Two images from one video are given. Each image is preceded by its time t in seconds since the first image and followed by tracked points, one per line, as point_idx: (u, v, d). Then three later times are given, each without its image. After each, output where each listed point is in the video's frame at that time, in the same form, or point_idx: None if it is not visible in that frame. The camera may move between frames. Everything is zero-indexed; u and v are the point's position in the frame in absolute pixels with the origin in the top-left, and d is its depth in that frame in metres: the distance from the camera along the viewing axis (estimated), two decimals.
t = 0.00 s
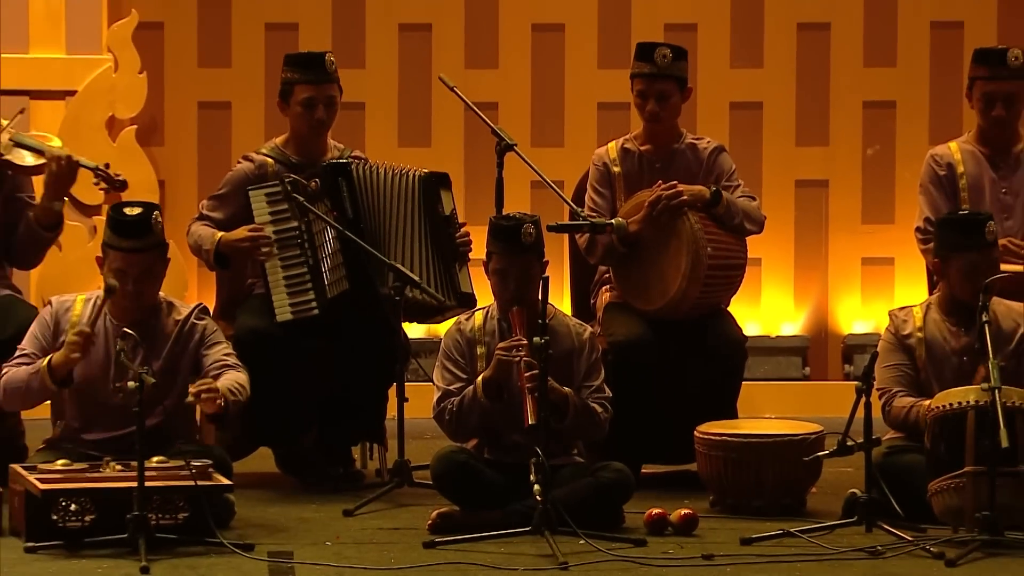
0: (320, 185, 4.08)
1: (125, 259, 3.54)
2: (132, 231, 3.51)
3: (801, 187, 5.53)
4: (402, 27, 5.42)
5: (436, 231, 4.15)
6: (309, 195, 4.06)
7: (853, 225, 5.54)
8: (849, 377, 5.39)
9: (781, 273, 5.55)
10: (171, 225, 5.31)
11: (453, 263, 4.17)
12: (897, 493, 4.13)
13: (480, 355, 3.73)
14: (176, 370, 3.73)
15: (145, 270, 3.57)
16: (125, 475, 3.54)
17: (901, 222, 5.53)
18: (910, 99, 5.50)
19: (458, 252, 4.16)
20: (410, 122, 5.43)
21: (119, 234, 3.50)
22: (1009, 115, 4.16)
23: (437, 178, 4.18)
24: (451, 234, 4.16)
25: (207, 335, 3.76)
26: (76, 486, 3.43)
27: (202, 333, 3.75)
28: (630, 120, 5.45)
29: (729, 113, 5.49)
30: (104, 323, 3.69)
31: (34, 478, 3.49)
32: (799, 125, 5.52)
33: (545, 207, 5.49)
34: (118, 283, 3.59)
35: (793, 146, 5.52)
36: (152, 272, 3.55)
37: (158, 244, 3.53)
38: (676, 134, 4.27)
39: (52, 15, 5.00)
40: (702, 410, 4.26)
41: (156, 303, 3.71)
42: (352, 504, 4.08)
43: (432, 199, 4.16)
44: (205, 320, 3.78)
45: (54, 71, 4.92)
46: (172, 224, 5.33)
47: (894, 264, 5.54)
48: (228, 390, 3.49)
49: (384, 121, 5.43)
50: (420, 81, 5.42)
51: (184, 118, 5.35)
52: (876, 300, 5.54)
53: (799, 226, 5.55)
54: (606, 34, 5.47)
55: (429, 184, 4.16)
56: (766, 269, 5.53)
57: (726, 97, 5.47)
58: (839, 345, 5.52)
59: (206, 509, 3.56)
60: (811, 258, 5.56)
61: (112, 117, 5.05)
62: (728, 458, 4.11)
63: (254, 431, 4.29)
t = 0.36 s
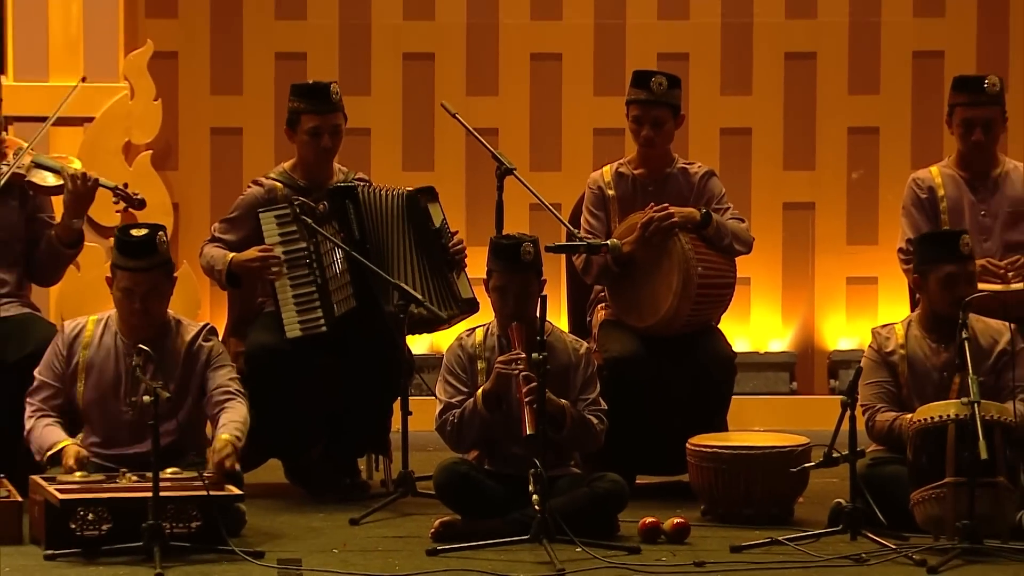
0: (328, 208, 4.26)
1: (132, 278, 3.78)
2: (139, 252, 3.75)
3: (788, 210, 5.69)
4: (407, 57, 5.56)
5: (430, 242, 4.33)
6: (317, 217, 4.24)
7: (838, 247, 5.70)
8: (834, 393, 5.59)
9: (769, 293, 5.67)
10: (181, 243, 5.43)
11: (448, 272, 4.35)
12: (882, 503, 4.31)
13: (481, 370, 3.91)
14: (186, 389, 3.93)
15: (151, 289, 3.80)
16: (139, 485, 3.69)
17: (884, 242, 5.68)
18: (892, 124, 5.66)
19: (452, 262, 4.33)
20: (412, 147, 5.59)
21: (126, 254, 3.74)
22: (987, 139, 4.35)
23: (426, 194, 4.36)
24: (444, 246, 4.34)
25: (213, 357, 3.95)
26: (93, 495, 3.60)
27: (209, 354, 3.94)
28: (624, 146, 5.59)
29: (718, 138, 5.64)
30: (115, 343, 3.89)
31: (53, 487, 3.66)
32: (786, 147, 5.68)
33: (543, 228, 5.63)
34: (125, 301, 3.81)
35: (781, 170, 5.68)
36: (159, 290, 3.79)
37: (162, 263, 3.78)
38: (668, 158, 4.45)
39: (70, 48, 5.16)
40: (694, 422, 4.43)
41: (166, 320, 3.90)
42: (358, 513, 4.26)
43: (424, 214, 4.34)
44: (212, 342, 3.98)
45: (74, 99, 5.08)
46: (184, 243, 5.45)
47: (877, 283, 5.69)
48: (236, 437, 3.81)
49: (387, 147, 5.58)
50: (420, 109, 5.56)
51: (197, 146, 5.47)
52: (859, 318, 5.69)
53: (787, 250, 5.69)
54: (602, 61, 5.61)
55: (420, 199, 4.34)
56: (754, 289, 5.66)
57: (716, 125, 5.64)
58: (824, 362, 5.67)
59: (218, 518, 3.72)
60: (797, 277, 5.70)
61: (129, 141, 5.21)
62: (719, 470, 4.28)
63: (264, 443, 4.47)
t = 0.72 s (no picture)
0: (339, 224, 4.48)
1: (152, 288, 4.02)
2: (157, 262, 3.99)
3: (776, 227, 5.78)
4: (413, 81, 5.68)
5: (428, 252, 4.53)
6: (327, 232, 4.45)
7: (823, 260, 5.78)
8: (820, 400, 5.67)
9: (757, 306, 5.78)
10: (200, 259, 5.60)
11: (445, 280, 4.55)
12: (865, 506, 4.53)
13: (483, 378, 4.13)
14: (204, 394, 4.14)
15: (168, 298, 4.03)
16: (157, 489, 3.92)
17: (868, 257, 5.76)
18: (876, 142, 5.75)
19: (449, 270, 4.53)
20: (417, 163, 5.70)
21: (144, 264, 3.98)
22: (965, 158, 4.57)
23: (422, 206, 4.56)
24: (441, 255, 4.54)
25: (231, 361, 4.17)
26: (114, 499, 3.84)
27: (226, 360, 4.16)
28: (621, 164, 5.72)
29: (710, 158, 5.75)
30: (135, 352, 4.11)
31: (76, 491, 3.90)
32: (776, 166, 5.76)
33: (543, 243, 5.78)
34: (145, 310, 4.04)
35: (769, 188, 5.77)
36: (176, 298, 4.02)
37: (179, 272, 4.00)
38: (662, 177, 4.66)
39: (93, 71, 5.36)
40: (686, 428, 4.66)
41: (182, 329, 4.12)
42: (367, 515, 4.48)
43: (421, 226, 4.55)
44: (229, 348, 4.19)
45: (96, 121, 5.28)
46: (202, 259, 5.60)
47: (862, 296, 5.77)
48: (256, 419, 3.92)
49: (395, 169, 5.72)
50: (427, 132, 5.69)
51: (213, 165, 5.62)
52: (845, 329, 5.78)
53: (774, 264, 5.79)
54: (600, 84, 5.72)
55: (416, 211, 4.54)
56: (744, 302, 5.77)
57: (707, 143, 5.73)
58: (811, 370, 5.75)
59: (233, 518, 3.95)
60: (785, 290, 5.80)
61: (148, 160, 5.36)
62: (710, 473, 4.49)
63: (276, 447, 4.69)
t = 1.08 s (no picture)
0: (351, 236, 4.75)
1: (173, 290, 4.29)
2: (176, 265, 4.28)
3: (762, 239, 5.93)
4: (420, 100, 5.85)
5: (431, 262, 4.82)
6: (340, 244, 4.73)
7: (807, 270, 5.94)
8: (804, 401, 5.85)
9: (744, 312, 5.94)
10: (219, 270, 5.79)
11: (447, 288, 4.84)
12: (847, 502, 4.80)
13: (486, 382, 4.41)
14: (222, 394, 4.42)
15: (189, 299, 4.31)
16: (178, 485, 4.18)
17: (849, 266, 5.92)
18: (859, 159, 5.90)
19: (451, 279, 4.82)
20: (424, 178, 5.90)
21: (165, 267, 4.27)
22: (941, 172, 4.83)
23: (425, 219, 4.85)
24: (443, 266, 4.83)
25: (246, 362, 4.45)
26: (137, 495, 4.12)
27: (242, 361, 4.44)
28: (616, 180, 5.89)
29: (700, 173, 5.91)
30: (159, 355, 4.39)
31: (102, 488, 4.17)
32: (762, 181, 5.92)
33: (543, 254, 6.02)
34: (167, 311, 4.32)
35: (756, 202, 5.93)
36: (197, 300, 4.30)
37: (198, 275, 4.29)
38: (656, 192, 4.93)
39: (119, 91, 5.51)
40: (678, 428, 4.93)
41: (201, 334, 4.40)
42: (376, 510, 4.75)
43: (425, 238, 4.84)
44: (244, 350, 4.47)
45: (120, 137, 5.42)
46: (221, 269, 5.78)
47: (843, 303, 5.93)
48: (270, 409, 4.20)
49: (402, 179, 5.90)
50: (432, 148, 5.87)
51: (232, 180, 5.79)
52: (827, 335, 5.94)
53: (761, 272, 5.95)
54: (595, 104, 5.88)
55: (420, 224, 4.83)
56: (731, 310, 5.92)
57: (696, 159, 5.89)
58: (795, 374, 5.93)
59: (250, 513, 4.19)
60: (770, 298, 5.95)
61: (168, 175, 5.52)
62: (699, 472, 4.76)
63: (290, 446, 4.97)
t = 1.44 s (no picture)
0: (359, 246, 4.97)
1: (190, 294, 4.54)
2: (190, 270, 4.53)
3: (751, 248, 6.07)
4: (424, 116, 6.00)
5: (433, 273, 5.00)
6: (348, 253, 4.96)
7: (791, 277, 6.08)
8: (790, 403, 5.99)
9: (734, 317, 6.08)
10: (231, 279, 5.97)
11: (447, 298, 5.01)
12: (832, 499, 5.02)
13: (487, 387, 4.65)
14: (235, 399, 4.65)
15: (203, 303, 4.54)
16: (193, 483, 4.41)
17: (834, 273, 6.05)
18: (844, 174, 6.03)
19: (451, 291, 4.99)
20: (429, 190, 6.05)
21: (181, 271, 4.53)
22: (921, 184, 5.08)
23: (430, 232, 5.02)
24: (445, 276, 5.00)
25: (258, 370, 4.67)
26: (154, 493, 4.35)
27: (254, 369, 4.66)
28: (612, 192, 6.03)
29: (692, 188, 6.05)
30: (175, 360, 4.61)
31: (121, 485, 4.40)
32: (750, 192, 6.06)
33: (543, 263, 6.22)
34: (183, 314, 4.55)
35: (745, 212, 6.07)
36: (209, 306, 4.53)
37: (212, 281, 4.53)
38: (652, 204, 5.14)
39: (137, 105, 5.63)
40: (672, 429, 5.15)
41: (216, 341, 4.63)
42: (382, 507, 4.99)
43: (429, 250, 5.01)
44: (257, 358, 4.70)
45: (137, 153, 5.57)
46: (234, 277, 5.97)
47: (828, 310, 6.07)
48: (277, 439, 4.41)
49: (409, 187, 6.05)
50: (437, 162, 6.03)
51: (244, 191, 5.97)
52: (813, 340, 6.08)
53: (750, 280, 6.09)
54: (592, 120, 6.04)
55: (425, 236, 5.00)
56: (721, 316, 6.06)
57: (688, 176, 6.03)
58: (783, 377, 6.07)
59: (261, 511, 4.42)
60: (758, 305, 6.08)
61: (184, 188, 5.69)
62: (691, 471, 4.99)
63: (300, 445, 5.20)
